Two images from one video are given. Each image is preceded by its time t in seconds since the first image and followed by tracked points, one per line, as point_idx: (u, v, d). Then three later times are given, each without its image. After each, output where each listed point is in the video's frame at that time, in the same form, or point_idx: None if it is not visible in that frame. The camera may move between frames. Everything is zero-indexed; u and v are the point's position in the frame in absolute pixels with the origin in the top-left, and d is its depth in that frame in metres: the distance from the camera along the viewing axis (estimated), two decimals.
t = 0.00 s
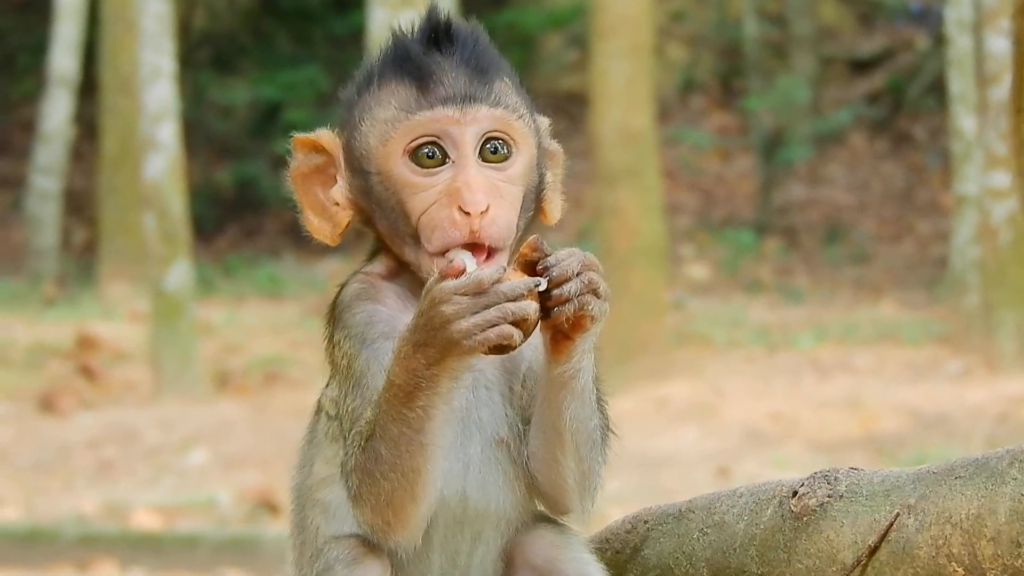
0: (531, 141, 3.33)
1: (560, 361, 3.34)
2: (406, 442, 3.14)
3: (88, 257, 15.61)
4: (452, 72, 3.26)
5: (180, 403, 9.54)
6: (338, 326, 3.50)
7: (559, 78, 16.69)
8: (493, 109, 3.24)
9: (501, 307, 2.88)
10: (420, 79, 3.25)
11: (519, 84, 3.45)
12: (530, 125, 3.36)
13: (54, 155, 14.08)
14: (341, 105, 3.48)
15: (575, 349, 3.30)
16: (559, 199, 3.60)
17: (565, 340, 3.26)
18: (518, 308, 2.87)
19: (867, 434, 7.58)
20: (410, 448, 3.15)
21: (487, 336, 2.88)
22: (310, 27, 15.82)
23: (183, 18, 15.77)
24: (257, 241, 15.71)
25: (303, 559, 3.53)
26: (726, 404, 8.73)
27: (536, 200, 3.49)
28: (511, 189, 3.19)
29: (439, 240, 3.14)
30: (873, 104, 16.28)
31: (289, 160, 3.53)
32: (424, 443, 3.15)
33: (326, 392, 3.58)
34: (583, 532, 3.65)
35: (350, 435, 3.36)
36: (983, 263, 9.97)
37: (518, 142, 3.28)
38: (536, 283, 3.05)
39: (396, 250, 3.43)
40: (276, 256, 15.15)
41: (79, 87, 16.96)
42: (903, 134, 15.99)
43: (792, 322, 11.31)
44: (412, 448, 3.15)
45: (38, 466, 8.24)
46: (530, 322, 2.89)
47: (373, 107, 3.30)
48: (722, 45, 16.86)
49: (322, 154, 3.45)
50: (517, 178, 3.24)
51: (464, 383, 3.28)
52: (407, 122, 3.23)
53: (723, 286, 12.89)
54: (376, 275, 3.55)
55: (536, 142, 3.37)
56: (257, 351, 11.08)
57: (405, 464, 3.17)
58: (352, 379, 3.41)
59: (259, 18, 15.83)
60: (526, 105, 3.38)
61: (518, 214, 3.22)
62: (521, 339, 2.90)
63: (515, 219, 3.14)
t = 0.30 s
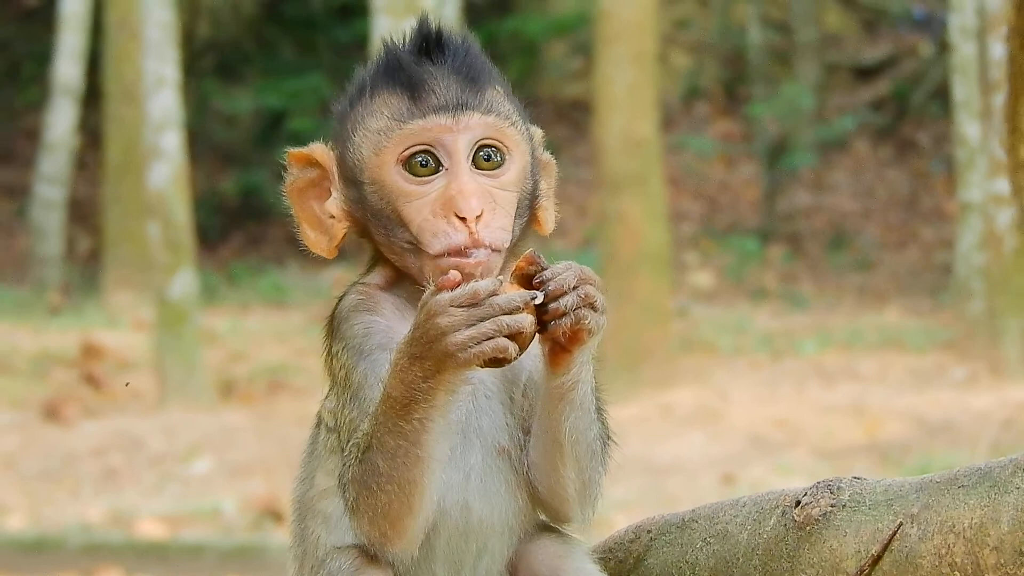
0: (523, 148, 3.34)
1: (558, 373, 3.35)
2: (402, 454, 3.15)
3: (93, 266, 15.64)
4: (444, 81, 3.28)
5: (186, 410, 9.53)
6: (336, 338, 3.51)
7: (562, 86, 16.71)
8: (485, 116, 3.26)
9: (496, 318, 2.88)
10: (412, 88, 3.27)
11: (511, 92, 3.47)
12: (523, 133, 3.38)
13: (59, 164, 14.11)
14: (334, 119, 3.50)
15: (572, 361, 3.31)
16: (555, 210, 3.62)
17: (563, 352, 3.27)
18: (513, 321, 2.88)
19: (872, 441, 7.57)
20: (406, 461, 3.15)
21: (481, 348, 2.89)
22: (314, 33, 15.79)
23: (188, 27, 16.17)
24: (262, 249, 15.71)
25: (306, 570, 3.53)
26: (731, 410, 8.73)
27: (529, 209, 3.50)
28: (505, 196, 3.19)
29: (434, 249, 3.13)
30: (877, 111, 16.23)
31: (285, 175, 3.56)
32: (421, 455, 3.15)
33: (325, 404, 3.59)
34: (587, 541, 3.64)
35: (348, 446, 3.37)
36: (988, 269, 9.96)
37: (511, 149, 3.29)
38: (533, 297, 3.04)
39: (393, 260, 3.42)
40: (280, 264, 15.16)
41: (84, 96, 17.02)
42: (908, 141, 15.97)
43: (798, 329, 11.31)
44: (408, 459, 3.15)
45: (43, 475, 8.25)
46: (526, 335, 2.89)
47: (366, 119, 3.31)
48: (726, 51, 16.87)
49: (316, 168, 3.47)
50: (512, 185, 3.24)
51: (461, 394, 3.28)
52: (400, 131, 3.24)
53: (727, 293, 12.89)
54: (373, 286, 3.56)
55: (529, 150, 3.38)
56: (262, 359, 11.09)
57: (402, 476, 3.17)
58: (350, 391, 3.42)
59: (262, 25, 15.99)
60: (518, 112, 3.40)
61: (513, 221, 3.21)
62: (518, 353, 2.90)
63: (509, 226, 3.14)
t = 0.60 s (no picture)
0: (519, 146, 3.40)
1: (564, 393, 3.35)
2: (404, 468, 3.15)
3: (94, 273, 15.65)
4: (438, 80, 3.35)
5: (186, 416, 9.52)
6: (340, 345, 3.52)
7: (563, 94, 16.74)
8: (477, 114, 3.32)
9: (502, 340, 2.90)
10: (405, 88, 3.33)
11: (510, 95, 3.53)
12: (519, 132, 3.43)
13: (60, 170, 14.13)
14: (336, 130, 3.57)
15: (578, 381, 3.30)
16: (562, 221, 3.66)
17: (567, 373, 3.27)
18: (519, 343, 2.88)
19: (873, 449, 7.58)
20: (408, 474, 3.15)
21: (485, 368, 2.90)
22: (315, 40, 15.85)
23: (189, 34, 16.29)
24: (263, 256, 15.69)
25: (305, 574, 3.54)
26: (731, 419, 8.73)
27: (531, 210, 3.54)
28: (497, 190, 3.24)
29: (427, 244, 3.16)
30: (878, 120, 16.23)
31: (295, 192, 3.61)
32: (423, 470, 3.16)
33: (327, 410, 3.59)
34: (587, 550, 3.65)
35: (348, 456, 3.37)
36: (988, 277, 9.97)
37: (504, 145, 3.34)
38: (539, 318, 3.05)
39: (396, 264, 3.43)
40: (280, 271, 15.16)
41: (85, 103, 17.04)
42: (908, 150, 15.98)
43: (799, 337, 11.31)
44: (410, 472, 3.15)
45: (43, 482, 8.25)
46: (531, 357, 2.90)
47: (361, 120, 3.38)
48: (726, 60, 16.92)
49: (322, 180, 3.52)
50: (504, 180, 3.30)
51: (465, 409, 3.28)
52: (393, 128, 3.30)
53: (728, 302, 12.90)
54: (379, 295, 3.57)
55: (526, 149, 3.43)
56: (262, 366, 11.10)
57: (405, 488, 3.17)
58: (351, 399, 3.42)
59: (263, 33, 16.11)
60: (515, 112, 3.45)
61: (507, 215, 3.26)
62: (522, 374, 2.91)
63: (502, 219, 3.19)
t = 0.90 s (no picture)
0: (490, 144, 3.48)
1: (566, 411, 3.35)
2: (404, 486, 3.15)
3: (96, 279, 15.67)
4: (404, 88, 3.45)
5: (188, 424, 9.51)
6: (339, 358, 3.53)
7: (565, 101, 16.76)
8: (443, 115, 3.41)
9: (507, 371, 2.89)
10: (372, 98, 3.43)
11: (485, 94, 3.60)
12: (491, 130, 3.51)
13: (62, 177, 14.16)
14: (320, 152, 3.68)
15: (579, 399, 3.30)
16: (556, 223, 3.67)
17: (568, 394, 3.28)
18: (523, 373, 2.89)
19: (874, 455, 7.58)
20: (408, 492, 3.16)
21: (490, 399, 2.90)
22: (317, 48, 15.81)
23: (191, 41, 16.32)
24: (265, 262, 15.69)
25: None
26: (732, 425, 8.73)
27: (515, 205, 3.55)
28: (466, 190, 3.35)
29: (397, 246, 3.27)
30: (880, 125, 16.22)
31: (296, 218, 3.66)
32: (424, 489, 3.16)
33: (327, 421, 3.61)
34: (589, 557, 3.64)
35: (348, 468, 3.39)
36: (990, 283, 9.95)
37: (474, 145, 3.43)
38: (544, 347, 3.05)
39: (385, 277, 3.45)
40: (282, 277, 15.16)
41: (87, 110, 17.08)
42: (910, 155, 15.99)
43: (801, 343, 11.31)
44: (410, 491, 3.15)
45: (45, 488, 8.26)
46: (535, 386, 2.90)
47: (335, 135, 3.49)
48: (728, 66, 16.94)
49: (314, 203, 3.57)
50: (474, 179, 3.39)
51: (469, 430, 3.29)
52: (362, 139, 3.40)
53: (730, 307, 12.90)
54: (376, 306, 3.58)
55: (499, 148, 3.51)
56: (264, 372, 11.11)
57: (404, 505, 3.18)
58: (351, 412, 3.44)
59: (265, 40, 16.12)
60: (487, 111, 3.53)
61: (479, 213, 3.36)
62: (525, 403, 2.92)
63: (468, 215, 3.30)
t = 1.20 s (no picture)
0: (450, 165, 3.55)
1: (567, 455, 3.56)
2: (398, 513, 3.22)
3: (97, 285, 15.68)
4: (362, 113, 3.49)
5: (188, 431, 9.49)
6: (325, 367, 3.60)
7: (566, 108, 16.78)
8: (399, 144, 3.46)
9: (499, 441, 2.96)
10: (332, 128, 3.49)
11: (450, 104, 3.63)
12: (451, 149, 3.56)
13: (64, 183, 14.19)
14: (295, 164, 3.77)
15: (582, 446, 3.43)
16: (535, 215, 3.79)
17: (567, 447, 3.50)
18: (516, 445, 2.95)
19: (875, 462, 7.58)
20: (401, 519, 3.23)
21: (483, 466, 2.99)
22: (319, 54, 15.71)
23: (193, 46, 16.41)
24: (267, 268, 15.67)
25: None
26: (733, 432, 8.73)
27: (487, 216, 3.66)
28: (427, 223, 3.43)
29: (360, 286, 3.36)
30: (881, 133, 16.24)
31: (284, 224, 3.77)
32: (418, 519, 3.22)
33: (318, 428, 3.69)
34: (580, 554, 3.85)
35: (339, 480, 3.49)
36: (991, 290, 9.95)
37: (433, 171, 3.50)
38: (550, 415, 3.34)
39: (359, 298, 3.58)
40: (284, 283, 15.15)
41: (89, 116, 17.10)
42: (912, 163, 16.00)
43: (802, 351, 11.31)
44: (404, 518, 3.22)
45: (46, 494, 8.26)
46: (527, 456, 2.97)
47: (303, 161, 3.57)
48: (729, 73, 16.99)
49: (292, 216, 3.68)
50: (435, 209, 3.47)
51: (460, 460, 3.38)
52: (324, 171, 3.46)
53: (731, 315, 12.90)
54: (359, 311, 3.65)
55: (461, 167, 3.57)
56: (265, 378, 11.10)
57: (396, 528, 3.25)
58: (339, 421, 3.52)
59: (266, 46, 16.07)
60: (449, 126, 3.58)
61: (440, 244, 3.45)
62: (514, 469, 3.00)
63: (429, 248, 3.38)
